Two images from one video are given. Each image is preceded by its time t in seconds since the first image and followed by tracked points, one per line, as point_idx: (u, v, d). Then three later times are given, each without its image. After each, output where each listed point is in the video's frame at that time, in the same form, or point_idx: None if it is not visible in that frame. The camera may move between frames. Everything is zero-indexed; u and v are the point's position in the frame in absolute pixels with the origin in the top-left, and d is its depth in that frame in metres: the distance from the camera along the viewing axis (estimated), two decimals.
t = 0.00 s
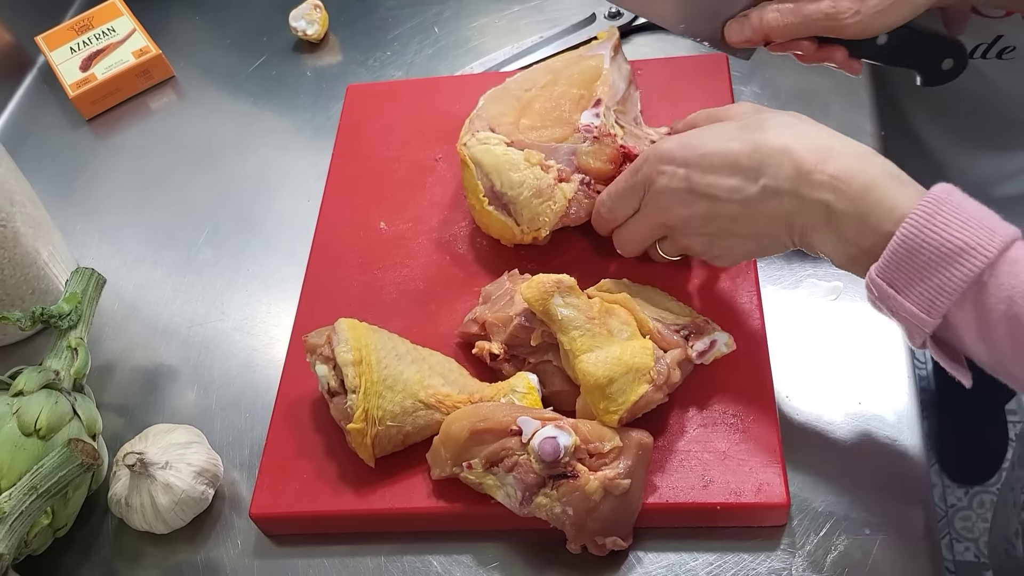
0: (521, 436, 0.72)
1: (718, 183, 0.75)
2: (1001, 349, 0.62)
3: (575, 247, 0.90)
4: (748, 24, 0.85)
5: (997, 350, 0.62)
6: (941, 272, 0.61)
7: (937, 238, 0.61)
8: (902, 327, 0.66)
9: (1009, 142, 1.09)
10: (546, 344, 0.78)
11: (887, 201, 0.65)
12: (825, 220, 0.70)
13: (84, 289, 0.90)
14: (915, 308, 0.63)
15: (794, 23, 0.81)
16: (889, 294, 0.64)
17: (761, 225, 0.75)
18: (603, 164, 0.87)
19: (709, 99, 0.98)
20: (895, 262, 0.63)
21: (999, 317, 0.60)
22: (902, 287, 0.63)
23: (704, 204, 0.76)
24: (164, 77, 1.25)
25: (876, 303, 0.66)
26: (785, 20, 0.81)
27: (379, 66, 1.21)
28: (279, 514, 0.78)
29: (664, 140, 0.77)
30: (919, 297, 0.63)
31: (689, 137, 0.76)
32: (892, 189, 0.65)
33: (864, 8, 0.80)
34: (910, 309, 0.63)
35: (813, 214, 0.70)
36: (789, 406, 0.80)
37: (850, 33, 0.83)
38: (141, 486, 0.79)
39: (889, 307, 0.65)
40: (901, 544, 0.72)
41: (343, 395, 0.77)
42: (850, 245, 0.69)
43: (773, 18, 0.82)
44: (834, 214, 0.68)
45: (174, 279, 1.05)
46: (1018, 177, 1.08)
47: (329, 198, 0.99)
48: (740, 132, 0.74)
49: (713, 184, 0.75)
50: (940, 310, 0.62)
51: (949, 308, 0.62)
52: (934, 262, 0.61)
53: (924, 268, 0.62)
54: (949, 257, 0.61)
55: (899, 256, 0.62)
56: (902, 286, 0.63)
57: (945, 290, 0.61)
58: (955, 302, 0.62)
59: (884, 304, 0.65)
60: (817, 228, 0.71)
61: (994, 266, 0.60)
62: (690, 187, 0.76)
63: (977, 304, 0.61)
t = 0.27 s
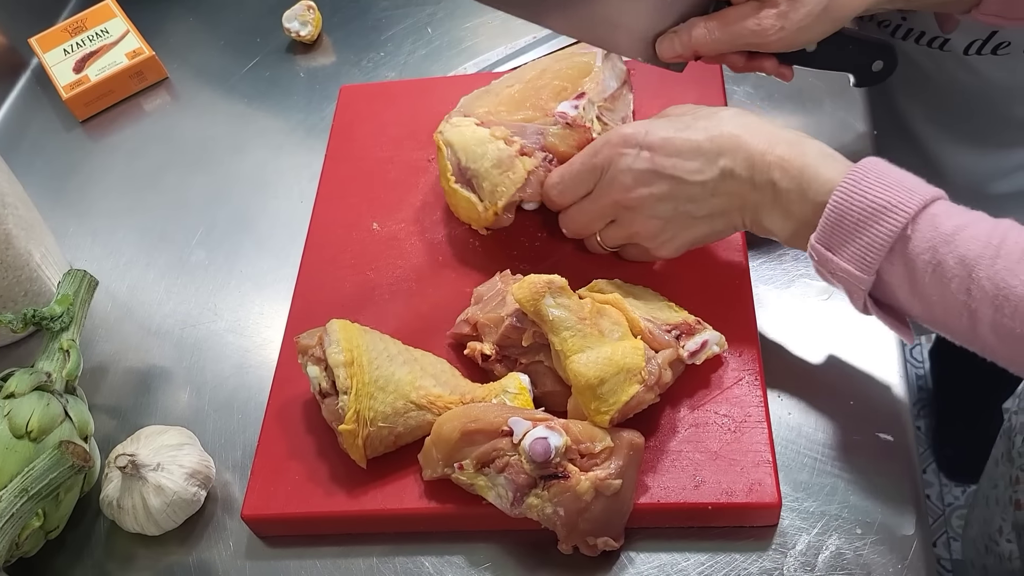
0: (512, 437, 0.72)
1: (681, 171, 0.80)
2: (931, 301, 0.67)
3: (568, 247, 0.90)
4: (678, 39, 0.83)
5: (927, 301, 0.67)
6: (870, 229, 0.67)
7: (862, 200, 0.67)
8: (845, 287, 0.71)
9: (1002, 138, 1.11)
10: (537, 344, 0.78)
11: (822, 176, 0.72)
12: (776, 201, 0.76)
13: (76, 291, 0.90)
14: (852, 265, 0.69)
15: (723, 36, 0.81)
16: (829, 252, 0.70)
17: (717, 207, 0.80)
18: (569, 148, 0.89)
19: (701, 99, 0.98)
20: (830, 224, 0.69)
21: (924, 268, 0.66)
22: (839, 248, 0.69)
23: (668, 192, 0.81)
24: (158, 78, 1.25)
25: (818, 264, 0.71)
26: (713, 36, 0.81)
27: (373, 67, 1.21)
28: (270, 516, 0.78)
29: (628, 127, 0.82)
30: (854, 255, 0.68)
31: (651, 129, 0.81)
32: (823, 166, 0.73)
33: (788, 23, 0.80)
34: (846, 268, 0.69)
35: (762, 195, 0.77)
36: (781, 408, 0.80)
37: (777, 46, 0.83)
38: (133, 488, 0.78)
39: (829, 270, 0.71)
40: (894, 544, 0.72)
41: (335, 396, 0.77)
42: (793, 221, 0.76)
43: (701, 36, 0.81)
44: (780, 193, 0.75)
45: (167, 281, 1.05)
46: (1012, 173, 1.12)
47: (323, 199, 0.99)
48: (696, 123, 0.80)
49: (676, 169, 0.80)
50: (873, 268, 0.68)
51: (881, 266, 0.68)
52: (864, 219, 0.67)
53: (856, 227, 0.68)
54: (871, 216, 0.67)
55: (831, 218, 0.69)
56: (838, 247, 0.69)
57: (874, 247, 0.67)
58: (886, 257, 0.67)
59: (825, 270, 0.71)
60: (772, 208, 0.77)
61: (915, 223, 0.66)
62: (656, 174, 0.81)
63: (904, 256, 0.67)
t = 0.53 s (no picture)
0: (508, 436, 0.72)
1: (559, 79, 0.65)
2: (936, 289, 0.57)
3: (564, 246, 0.90)
4: None
5: (931, 286, 0.57)
6: (888, 190, 0.56)
7: (887, 158, 0.56)
8: (833, 253, 0.59)
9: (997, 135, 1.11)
10: (534, 343, 0.78)
11: (733, 92, 0.60)
12: (631, 116, 0.62)
13: (72, 290, 0.89)
14: (858, 227, 0.57)
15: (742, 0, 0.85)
16: (830, 220, 0.57)
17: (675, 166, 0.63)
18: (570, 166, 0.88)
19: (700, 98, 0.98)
20: (835, 191, 0.57)
21: (940, 250, 0.56)
22: (845, 204, 0.57)
23: (631, 107, 0.62)
24: (155, 78, 1.25)
25: (815, 237, 0.59)
26: None
27: (370, 67, 1.21)
28: (266, 515, 0.78)
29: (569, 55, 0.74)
30: (864, 216, 0.57)
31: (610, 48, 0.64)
32: (783, 79, 0.59)
33: None
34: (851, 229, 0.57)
35: (638, 108, 0.62)
36: (779, 406, 0.80)
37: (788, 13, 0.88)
38: (129, 488, 0.78)
39: (829, 232, 0.58)
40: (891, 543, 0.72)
41: (331, 395, 0.77)
42: (669, 135, 0.62)
43: None
44: (670, 99, 0.61)
45: (164, 281, 1.05)
46: (1006, 172, 1.12)
47: (319, 198, 0.99)
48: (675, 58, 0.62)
49: (542, 103, 0.65)
50: (874, 250, 0.57)
51: (884, 244, 0.57)
52: (885, 178, 0.56)
53: (873, 184, 0.56)
54: (878, 181, 0.56)
55: (841, 177, 0.57)
56: (846, 202, 0.57)
57: (890, 211, 0.56)
58: (902, 225, 0.56)
59: (825, 241, 0.58)
60: (622, 122, 0.63)
61: (943, 192, 0.56)
62: (536, 88, 0.65)
63: (924, 229, 0.56)
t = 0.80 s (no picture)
0: (507, 434, 0.72)
1: (486, 86, 0.81)
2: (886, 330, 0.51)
3: (564, 246, 0.90)
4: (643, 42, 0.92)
5: (756, 272, 0.55)
6: (620, 146, 0.61)
7: (619, 120, 0.63)
8: (590, 213, 0.64)
9: (993, 135, 1.16)
10: (532, 342, 0.78)
11: (584, 100, 0.69)
12: (522, 122, 0.74)
13: (71, 290, 0.90)
14: (598, 182, 0.62)
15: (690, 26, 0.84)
16: (689, 221, 0.58)
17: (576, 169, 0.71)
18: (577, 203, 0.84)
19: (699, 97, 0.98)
20: (713, 193, 0.57)
21: (903, 293, 0.50)
22: (588, 164, 0.63)
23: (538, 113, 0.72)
24: (154, 79, 1.25)
25: (675, 236, 0.59)
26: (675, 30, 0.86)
27: (369, 67, 1.21)
28: (266, 515, 0.78)
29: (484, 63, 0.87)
30: (680, 205, 0.58)
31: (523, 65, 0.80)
32: (594, 94, 0.70)
33: None
34: (592, 185, 0.63)
35: (519, 115, 0.74)
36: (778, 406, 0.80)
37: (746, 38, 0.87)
38: (129, 488, 0.78)
39: (576, 190, 0.64)
40: (889, 540, 0.72)
41: (330, 394, 0.77)
42: (534, 153, 0.73)
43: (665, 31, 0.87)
44: (540, 111, 0.72)
45: (163, 281, 1.05)
46: (1002, 170, 1.18)
47: (318, 198, 0.99)
48: (520, 77, 0.77)
49: (472, 114, 0.82)
50: (809, 274, 0.53)
51: (820, 274, 0.52)
52: (616, 137, 0.62)
53: (608, 145, 0.62)
54: (817, 204, 0.53)
55: (696, 177, 0.58)
56: (588, 164, 0.63)
57: (622, 164, 0.61)
58: (632, 175, 0.61)
59: (722, 254, 0.57)
60: (521, 133, 0.74)
61: (666, 141, 0.61)
62: (476, 88, 0.83)
63: (650, 178, 0.60)
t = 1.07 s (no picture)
0: (505, 434, 0.72)
1: (531, 132, 0.79)
2: (932, 407, 0.52)
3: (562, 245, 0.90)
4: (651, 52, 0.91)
5: (807, 338, 0.56)
6: (693, 217, 0.60)
7: (692, 187, 0.61)
8: (659, 279, 0.63)
9: (989, 136, 1.16)
10: (530, 341, 0.78)
11: (655, 159, 0.67)
12: (592, 178, 0.72)
13: (70, 291, 0.90)
14: (669, 253, 0.61)
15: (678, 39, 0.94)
16: (763, 299, 0.58)
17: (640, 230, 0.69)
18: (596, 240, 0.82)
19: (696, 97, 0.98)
20: (787, 273, 0.57)
21: (941, 361, 0.51)
22: (658, 233, 0.62)
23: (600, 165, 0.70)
24: (152, 79, 1.25)
25: (748, 312, 0.59)
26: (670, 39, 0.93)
27: (367, 67, 1.21)
28: (265, 514, 0.78)
29: (517, 95, 0.84)
30: (753, 281, 0.58)
31: (571, 110, 0.77)
32: (662, 149, 0.67)
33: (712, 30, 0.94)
34: (662, 255, 0.62)
35: (588, 169, 0.72)
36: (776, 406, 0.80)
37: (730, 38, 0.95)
38: (127, 488, 0.78)
39: (645, 258, 0.63)
40: (887, 539, 0.72)
41: (328, 394, 0.77)
42: (603, 210, 0.70)
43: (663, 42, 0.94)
44: (610, 167, 0.70)
45: (162, 281, 1.05)
46: (997, 173, 1.19)
47: (316, 198, 0.99)
48: (573, 126, 0.76)
49: (518, 161, 0.80)
50: (855, 351, 0.54)
51: (863, 349, 0.54)
52: (688, 207, 0.61)
53: (679, 215, 0.61)
54: (862, 276, 0.55)
55: (772, 255, 0.58)
56: (659, 233, 0.62)
57: (693, 237, 0.60)
58: (706, 248, 0.60)
59: (778, 331, 0.58)
60: (589, 187, 0.72)
61: (742, 215, 0.60)
62: (512, 132, 0.82)
63: (724, 252, 0.60)
